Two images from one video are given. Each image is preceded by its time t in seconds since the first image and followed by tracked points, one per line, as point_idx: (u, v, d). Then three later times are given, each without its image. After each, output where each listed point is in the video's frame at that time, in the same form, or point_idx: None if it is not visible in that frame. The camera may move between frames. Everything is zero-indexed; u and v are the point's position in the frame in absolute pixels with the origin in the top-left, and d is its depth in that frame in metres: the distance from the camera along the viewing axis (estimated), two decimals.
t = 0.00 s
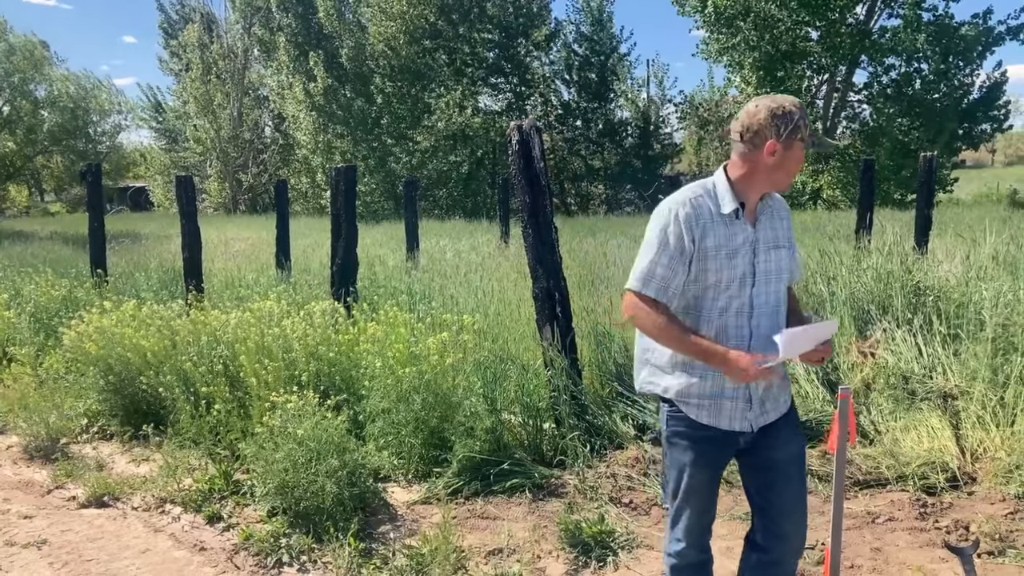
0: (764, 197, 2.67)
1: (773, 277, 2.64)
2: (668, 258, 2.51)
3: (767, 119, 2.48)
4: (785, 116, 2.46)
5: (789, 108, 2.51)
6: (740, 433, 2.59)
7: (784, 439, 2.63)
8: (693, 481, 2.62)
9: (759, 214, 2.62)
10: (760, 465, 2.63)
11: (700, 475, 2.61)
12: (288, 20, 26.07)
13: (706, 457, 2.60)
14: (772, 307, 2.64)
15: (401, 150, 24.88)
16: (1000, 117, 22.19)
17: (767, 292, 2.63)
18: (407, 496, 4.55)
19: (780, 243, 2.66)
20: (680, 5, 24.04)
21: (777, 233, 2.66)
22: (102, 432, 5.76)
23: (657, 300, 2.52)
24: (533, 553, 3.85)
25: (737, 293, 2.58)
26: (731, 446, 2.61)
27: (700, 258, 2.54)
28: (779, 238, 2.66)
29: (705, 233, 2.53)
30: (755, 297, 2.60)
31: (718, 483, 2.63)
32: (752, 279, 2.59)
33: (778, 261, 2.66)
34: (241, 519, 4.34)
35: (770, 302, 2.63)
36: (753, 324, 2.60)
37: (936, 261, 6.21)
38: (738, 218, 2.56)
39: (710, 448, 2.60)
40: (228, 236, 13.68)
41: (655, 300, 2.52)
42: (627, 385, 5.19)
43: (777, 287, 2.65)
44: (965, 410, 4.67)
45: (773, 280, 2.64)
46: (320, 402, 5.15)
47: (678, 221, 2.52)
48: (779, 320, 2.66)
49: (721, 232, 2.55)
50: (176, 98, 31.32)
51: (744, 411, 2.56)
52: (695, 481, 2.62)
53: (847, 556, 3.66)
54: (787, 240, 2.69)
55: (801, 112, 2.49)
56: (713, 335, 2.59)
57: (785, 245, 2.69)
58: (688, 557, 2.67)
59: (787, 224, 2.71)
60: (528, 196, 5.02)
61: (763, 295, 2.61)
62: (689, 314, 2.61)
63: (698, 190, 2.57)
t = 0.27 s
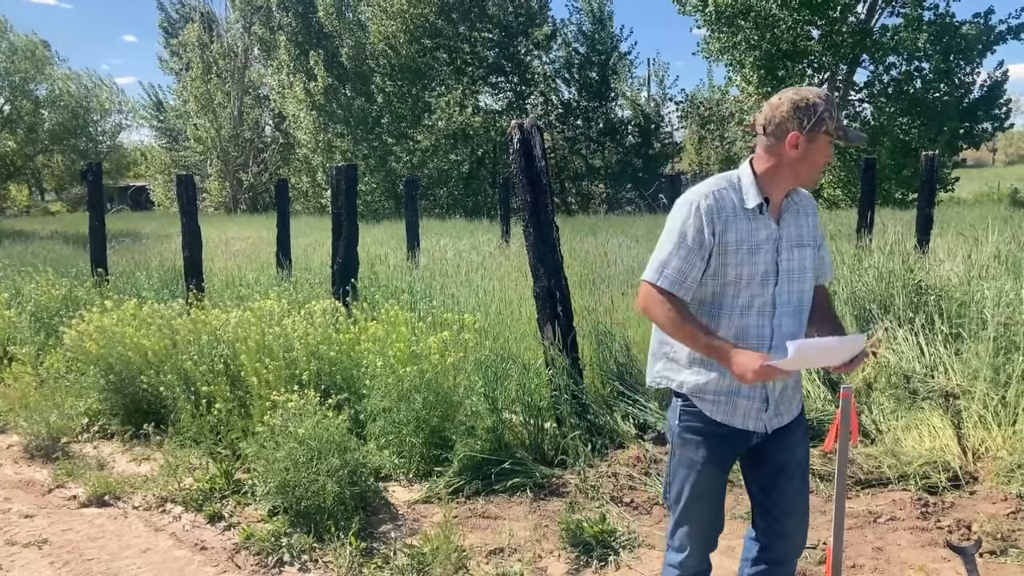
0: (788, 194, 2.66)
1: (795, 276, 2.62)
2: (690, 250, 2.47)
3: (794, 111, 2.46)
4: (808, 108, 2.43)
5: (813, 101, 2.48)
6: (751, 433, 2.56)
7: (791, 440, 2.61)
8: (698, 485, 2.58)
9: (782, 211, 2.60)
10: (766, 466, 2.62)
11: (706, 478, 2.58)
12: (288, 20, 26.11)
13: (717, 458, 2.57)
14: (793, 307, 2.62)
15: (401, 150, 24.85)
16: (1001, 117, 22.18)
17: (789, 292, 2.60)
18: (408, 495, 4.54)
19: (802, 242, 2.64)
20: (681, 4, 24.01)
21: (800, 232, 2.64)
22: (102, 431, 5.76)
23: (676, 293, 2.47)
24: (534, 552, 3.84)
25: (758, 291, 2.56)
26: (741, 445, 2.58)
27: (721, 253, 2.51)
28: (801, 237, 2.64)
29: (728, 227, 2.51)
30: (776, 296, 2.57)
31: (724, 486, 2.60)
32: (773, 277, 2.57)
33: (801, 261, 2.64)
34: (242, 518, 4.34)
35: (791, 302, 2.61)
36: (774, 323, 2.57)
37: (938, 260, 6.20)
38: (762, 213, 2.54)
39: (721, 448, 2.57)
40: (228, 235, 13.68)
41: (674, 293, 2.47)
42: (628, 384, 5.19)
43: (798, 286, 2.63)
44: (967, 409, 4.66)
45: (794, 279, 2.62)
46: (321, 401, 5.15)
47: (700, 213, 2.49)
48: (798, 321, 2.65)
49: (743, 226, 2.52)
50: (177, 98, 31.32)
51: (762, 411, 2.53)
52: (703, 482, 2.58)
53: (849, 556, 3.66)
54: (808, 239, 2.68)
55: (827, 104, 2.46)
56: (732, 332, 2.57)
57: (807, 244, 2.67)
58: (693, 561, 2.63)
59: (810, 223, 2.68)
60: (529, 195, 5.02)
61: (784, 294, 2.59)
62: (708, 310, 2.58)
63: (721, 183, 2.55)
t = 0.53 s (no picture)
0: (778, 195, 2.60)
1: (783, 280, 2.56)
2: (669, 252, 2.45)
3: (774, 111, 2.42)
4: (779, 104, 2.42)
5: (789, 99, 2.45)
6: (741, 439, 2.53)
7: (786, 446, 2.57)
8: (688, 493, 2.57)
9: (769, 212, 2.55)
10: (761, 472, 2.59)
11: (696, 487, 2.56)
12: (285, 17, 26.11)
13: (707, 468, 2.55)
14: (782, 312, 2.56)
15: (399, 147, 24.81)
16: (999, 113, 22.16)
17: (777, 296, 2.55)
18: (405, 493, 4.54)
19: (791, 245, 2.58)
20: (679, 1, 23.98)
21: (789, 235, 2.58)
22: (100, 430, 5.76)
23: (654, 295, 2.47)
24: (532, 550, 3.85)
25: (744, 294, 2.51)
26: (733, 454, 2.56)
27: (702, 255, 2.48)
28: (791, 240, 2.58)
29: (710, 228, 2.47)
30: (762, 301, 2.52)
31: (715, 493, 2.59)
32: (760, 281, 2.52)
33: (790, 263, 2.57)
34: (239, 517, 4.34)
35: (779, 306, 2.55)
36: (761, 327, 2.52)
37: (935, 257, 6.21)
38: (746, 214, 2.50)
39: (711, 458, 2.55)
40: (226, 233, 13.67)
41: (652, 295, 2.47)
42: (625, 382, 5.18)
43: (786, 290, 2.57)
44: (964, 406, 4.67)
45: (783, 283, 2.56)
46: (318, 400, 5.15)
47: (680, 215, 2.47)
48: (787, 326, 2.59)
49: (726, 227, 2.48)
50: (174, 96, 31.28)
51: (750, 417, 2.50)
52: (693, 491, 2.57)
53: (845, 553, 3.66)
54: (800, 243, 2.61)
55: (797, 102, 2.44)
56: (718, 336, 2.52)
57: (798, 248, 2.60)
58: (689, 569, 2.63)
59: (801, 224, 2.62)
60: (526, 193, 5.01)
61: (770, 297, 2.54)
62: (693, 313, 2.54)
63: (706, 184, 2.52)
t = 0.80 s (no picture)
0: (727, 198, 2.58)
1: (737, 284, 2.53)
2: (615, 261, 2.45)
3: (704, 120, 2.43)
4: (714, 113, 2.43)
5: (723, 106, 2.45)
6: (711, 447, 2.52)
7: (766, 450, 2.53)
8: (662, 504, 2.54)
9: (717, 216, 2.53)
10: (742, 480, 2.55)
11: (669, 495, 2.53)
12: (279, 17, 25.78)
13: (680, 477, 2.53)
14: (738, 315, 2.54)
15: (395, 147, 24.77)
16: (995, 113, 22.20)
17: (731, 299, 2.52)
18: (399, 493, 4.53)
19: (743, 249, 2.55)
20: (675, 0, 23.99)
21: (741, 238, 2.55)
22: (94, 430, 5.74)
23: (604, 305, 2.46)
24: (525, 550, 3.84)
25: (696, 298, 2.49)
26: (707, 463, 2.53)
27: (650, 262, 2.47)
28: (742, 243, 2.56)
29: (655, 234, 2.47)
30: (715, 304, 2.50)
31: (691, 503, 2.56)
32: (712, 285, 2.49)
33: (743, 267, 2.55)
34: (232, 517, 4.32)
35: (734, 309, 2.53)
36: (716, 331, 2.50)
37: (930, 256, 6.22)
38: (692, 218, 2.48)
39: (684, 468, 2.52)
40: (221, 233, 13.64)
41: (601, 306, 2.46)
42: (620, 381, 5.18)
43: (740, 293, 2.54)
44: (958, 405, 4.67)
45: (738, 285, 2.53)
46: (312, 400, 5.14)
47: (623, 224, 2.47)
48: (744, 329, 2.57)
49: (672, 233, 2.47)
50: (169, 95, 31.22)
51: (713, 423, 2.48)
52: (667, 502, 2.54)
53: (838, 552, 3.66)
54: (753, 246, 2.58)
55: (730, 110, 2.45)
56: (673, 342, 2.50)
57: (750, 251, 2.58)
58: None
59: (753, 229, 2.59)
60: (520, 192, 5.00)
61: (724, 300, 2.51)
62: (646, 320, 2.53)
63: (651, 193, 2.52)
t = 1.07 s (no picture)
0: (688, 199, 2.57)
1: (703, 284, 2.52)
2: (575, 270, 2.50)
3: (660, 129, 2.41)
4: (672, 122, 2.40)
5: (680, 111, 2.42)
6: (690, 448, 2.52)
7: (749, 449, 2.53)
8: (645, 507, 2.56)
9: (677, 218, 2.52)
10: (727, 480, 2.54)
11: (651, 499, 2.55)
12: (270, 17, 24.94)
13: (659, 479, 2.54)
14: (705, 316, 2.52)
15: (388, 147, 24.71)
16: (985, 115, 22.32)
17: (696, 300, 2.51)
18: (390, 495, 4.52)
19: (708, 248, 2.53)
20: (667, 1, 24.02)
21: (704, 238, 2.54)
22: (83, 432, 5.71)
23: (569, 313, 2.51)
24: (516, 552, 3.84)
25: (659, 300, 2.49)
26: (688, 464, 2.55)
27: (610, 268, 2.49)
28: (707, 243, 2.53)
29: (613, 240, 2.49)
30: (679, 306, 2.49)
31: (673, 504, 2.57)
32: (675, 287, 2.49)
33: (708, 266, 2.53)
34: (223, 519, 4.31)
35: (700, 309, 2.51)
36: (682, 332, 2.49)
37: (920, 257, 6.25)
38: (649, 223, 2.50)
39: (663, 470, 2.54)
40: (212, 234, 13.58)
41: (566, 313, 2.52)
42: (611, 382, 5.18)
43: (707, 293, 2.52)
44: (947, 406, 4.69)
45: (704, 286, 2.52)
46: (303, 402, 5.13)
47: (582, 232, 2.52)
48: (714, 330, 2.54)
49: (630, 238, 2.49)
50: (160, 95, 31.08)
51: (686, 424, 2.49)
52: (650, 505, 2.56)
53: (828, 552, 3.67)
54: (718, 244, 2.56)
55: (688, 115, 2.41)
56: (639, 345, 2.50)
57: (717, 251, 2.55)
58: None
59: (719, 229, 2.56)
60: (512, 193, 5.01)
61: (689, 301, 2.50)
62: (613, 324, 2.55)
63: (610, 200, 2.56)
